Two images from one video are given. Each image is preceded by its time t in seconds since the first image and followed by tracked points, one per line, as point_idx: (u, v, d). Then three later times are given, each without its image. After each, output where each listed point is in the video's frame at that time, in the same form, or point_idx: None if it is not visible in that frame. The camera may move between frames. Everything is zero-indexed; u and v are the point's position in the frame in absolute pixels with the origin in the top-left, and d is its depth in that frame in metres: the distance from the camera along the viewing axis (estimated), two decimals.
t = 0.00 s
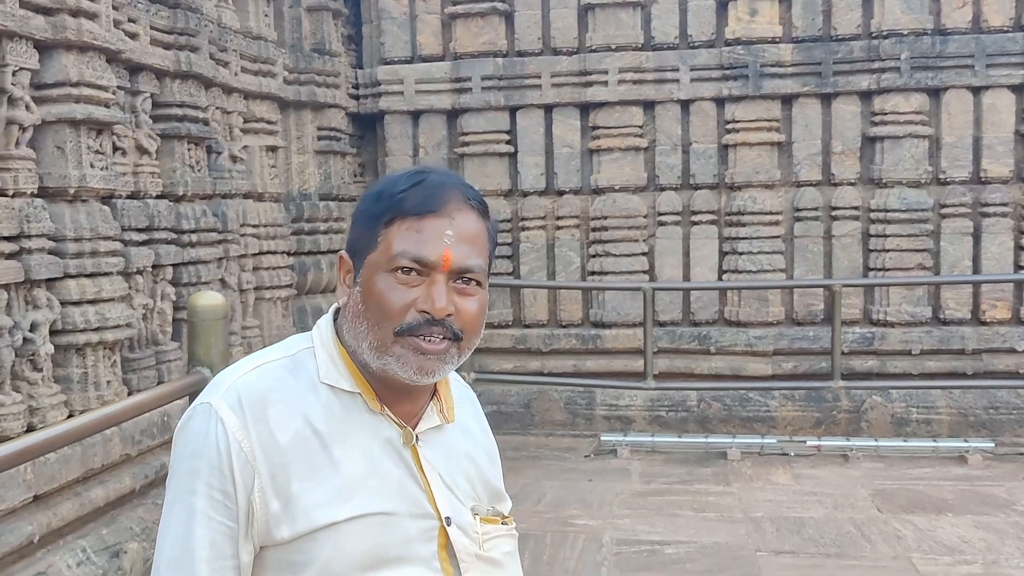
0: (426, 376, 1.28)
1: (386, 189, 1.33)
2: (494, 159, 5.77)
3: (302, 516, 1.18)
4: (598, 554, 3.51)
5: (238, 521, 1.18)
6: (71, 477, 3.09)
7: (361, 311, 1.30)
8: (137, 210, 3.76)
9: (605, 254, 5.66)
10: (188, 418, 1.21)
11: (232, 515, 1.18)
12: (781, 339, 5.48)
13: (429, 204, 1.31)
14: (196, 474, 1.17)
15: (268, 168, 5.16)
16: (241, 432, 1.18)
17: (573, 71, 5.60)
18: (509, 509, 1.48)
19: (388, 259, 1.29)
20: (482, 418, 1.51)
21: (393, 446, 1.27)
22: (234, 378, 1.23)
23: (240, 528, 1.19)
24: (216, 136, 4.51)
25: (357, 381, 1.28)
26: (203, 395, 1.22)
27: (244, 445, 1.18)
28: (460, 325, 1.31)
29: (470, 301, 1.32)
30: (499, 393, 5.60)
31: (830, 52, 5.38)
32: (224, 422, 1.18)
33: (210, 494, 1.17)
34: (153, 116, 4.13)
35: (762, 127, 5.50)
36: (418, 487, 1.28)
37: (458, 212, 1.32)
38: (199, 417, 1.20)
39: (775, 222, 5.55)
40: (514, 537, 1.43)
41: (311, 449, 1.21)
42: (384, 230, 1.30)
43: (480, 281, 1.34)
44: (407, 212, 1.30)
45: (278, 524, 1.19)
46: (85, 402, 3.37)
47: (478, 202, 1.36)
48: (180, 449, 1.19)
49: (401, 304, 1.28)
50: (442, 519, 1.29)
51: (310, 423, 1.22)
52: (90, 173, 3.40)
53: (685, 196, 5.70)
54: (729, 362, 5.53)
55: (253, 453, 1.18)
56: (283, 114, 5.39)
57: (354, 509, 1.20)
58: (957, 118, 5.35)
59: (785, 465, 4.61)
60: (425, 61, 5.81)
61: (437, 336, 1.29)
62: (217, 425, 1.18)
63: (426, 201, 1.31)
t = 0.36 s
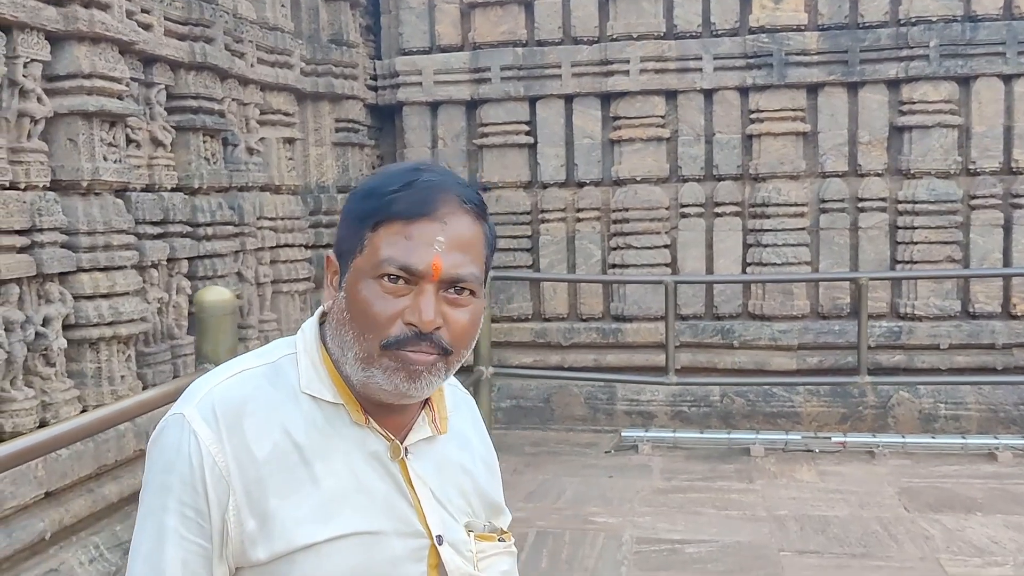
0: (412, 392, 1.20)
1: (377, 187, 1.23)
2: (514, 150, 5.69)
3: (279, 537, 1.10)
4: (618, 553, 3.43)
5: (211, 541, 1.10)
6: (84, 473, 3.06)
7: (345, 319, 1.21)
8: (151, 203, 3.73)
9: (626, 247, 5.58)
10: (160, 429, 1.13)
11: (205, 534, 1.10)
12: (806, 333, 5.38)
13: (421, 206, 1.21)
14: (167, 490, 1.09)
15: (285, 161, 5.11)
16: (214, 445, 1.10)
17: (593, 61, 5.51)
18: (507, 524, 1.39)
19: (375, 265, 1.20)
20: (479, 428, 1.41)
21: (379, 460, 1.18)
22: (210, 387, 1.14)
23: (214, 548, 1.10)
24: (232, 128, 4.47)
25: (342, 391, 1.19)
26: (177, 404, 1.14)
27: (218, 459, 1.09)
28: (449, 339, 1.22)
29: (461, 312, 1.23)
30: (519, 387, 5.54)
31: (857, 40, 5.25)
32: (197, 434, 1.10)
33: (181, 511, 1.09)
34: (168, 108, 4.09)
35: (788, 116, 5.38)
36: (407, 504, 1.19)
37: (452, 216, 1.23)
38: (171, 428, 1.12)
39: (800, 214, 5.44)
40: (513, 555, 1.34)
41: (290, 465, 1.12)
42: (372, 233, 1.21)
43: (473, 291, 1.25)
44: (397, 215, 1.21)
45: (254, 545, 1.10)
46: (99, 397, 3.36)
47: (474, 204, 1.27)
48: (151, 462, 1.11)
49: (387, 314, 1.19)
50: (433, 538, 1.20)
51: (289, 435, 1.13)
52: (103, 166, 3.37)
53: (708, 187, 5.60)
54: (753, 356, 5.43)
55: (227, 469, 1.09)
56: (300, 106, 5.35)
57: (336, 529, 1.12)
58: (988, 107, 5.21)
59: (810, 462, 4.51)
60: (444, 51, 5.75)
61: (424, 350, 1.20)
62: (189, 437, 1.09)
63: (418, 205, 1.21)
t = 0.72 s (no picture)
0: (413, 385, 1.16)
1: (363, 176, 1.20)
2: (538, 144, 5.63)
3: (272, 550, 1.05)
4: (642, 554, 3.37)
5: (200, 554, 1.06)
6: (103, 471, 3.07)
7: (339, 315, 1.18)
8: (172, 199, 3.72)
9: (652, 242, 5.50)
10: (148, 437, 1.09)
11: (194, 546, 1.06)
12: (835, 330, 5.28)
13: (410, 191, 1.18)
14: (154, 501, 1.05)
15: (308, 156, 5.09)
16: (204, 453, 1.06)
17: (619, 54, 5.43)
18: (517, 534, 1.35)
19: (367, 256, 1.17)
20: (486, 434, 1.37)
21: (379, 468, 1.14)
22: (200, 392, 1.10)
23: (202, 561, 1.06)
24: (254, 124, 4.46)
25: (338, 394, 1.16)
26: (165, 410, 1.10)
27: (207, 468, 1.05)
28: (449, 328, 1.18)
29: (461, 299, 1.20)
30: (543, 384, 5.48)
31: (889, 30, 5.14)
32: (185, 442, 1.06)
33: (169, 523, 1.05)
34: (190, 103, 4.08)
35: (817, 109, 5.28)
36: (409, 514, 1.15)
37: (443, 199, 1.20)
38: (158, 435, 1.08)
39: (830, 209, 5.34)
40: (520, 568, 1.30)
41: (284, 473, 1.08)
42: (361, 223, 1.18)
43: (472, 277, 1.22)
44: (385, 202, 1.17)
45: (245, 558, 1.06)
46: (119, 394, 3.36)
47: (466, 187, 1.24)
48: (138, 471, 1.07)
49: (382, 306, 1.15)
50: (436, 551, 1.16)
51: (283, 442, 1.09)
52: (123, 161, 3.36)
53: (736, 181, 5.51)
54: (783, 353, 5.35)
55: (217, 478, 1.06)
56: (323, 101, 5.32)
57: (332, 540, 1.07)
58: None
59: (839, 461, 4.42)
60: (468, 45, 5.70)
61: (424, 339, 1.16)
62: (177, 446, 1.06)
63: (406, 190, 1.18)
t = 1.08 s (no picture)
0: (440, 348, 1.15)
1: (366, 153, 1.21)
2: (564, 137, 5.60)
3: (284, 546, 1.04)
4: (668, 550, 3.34)
5: (211, 551, 1.05)
6: (128, 464, 3.11)
7: (356, 291, 1.16)
8: (198, 193, 3.73)
9: (680, 236, 5.45)
10: (158, 433, 1.08)
11: (204, 544, 1.04)
12: (866, 325, 5.21)
13: (417, 158, 1.19)
14: (164, 498, 1.04)
15: (334, 150, 5.09)
16: (213, 449, 1.04)
17: (646, 45, 5.38)
18: (535, 532, 1.32)
19: (382, 226, 1.16)
20: (502, 429, 1.35)
21: (394, 462, 1.12)
22: (210, 387, 1.09)
23: (213, 559, 1.05)
24: (280, 118, 4.46)
25: (352, 380, 1.14)
26: (176, 405, 1.09)
27: (217, 464, 1.04)
28: (471, 290, 1.18)
29: (478, 262, 1.20)
30: (568, 378, 5.45)
31: (921, 20, 5.05)
32: (195, 438, 1.05)
33: (179, 521, 1.04)
34: (215, 97, 4.09)
35: (848, 100, 5.20)
36: (424, 509, 1.13)
37: (450, 164, 1.21)
38: (168, 431, 1.07)
39: (860, 202, 5.26)
40: (539, 566, 1.28)
41: (296, 467, 1.06)
42: (372, 196, 1.18)
43: (484, 243, 1.22)
44: (394, 170, 1.18)
45: (257, 556, 1.04)
46: (145, 387, 3.38)
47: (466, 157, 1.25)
48: (149, 468, 1.06)
49: (404, 271, 1.14)
50: (453, 547, 1.14)
51: (295, 437, 1.07)
52: (148, 155, 3.37)
53: (765, 174, 5.44)
54: (812, 348, 5.28)
55: (227, 474, 1.04)
56: (348, 95, 5.32)
57: (345, 537, 1.06)
58: None
59: (869, 458, 4.36)
60: (493, 38, 5.67)
61: (448, 301, 1.16)
62: (187, 441, 1.04)
63: (413, 156, 1.19)
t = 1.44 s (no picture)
0: (445, 356, 1.15)
1: (382, 148, 1.18)
2: (583, 130, 5.58)
3: (292, 539, 1.04)
4: (687, 545, 3.32)
5: (219, 543, 1.05)
6: (149, 457, 3.14)
7: (365, 291, 1.16)
8: (217, 187, 3.75)
9: (699, 229, 5.41)
10: (168, 424, 1.08)
11: (213, 535, 1.05)
12: (888, 319, 5.16)
13: (432, 159, 1.16)
14: (173, 489, 1.04)
15: (352, 144, 5.10)
16: (223, 441, 1.05)
17: (665, 37, 5.35)
18: (546, 527, 1.32)
19: (392, 228, 1.15)
20: (514, 423, 1.35)
21: (403, 456, 1.12)
22: (220, 378, 1.09)
23: (222, 551, 1.05)
24: (298, 112, 4.47)
25: (362, 374, 1.14)
26: (186, 397, 1.09)
27: (226, 456, 1.04)
28: (480, 298, 1.17)
29: (489, 268, 1.18)
30: (587, 372, 5.44)
31: (945, 10, 4.98)
32: (204, 429, 1.05)
33: (188, 512, 1.04)
34: (234, 92, 4.10)
35: (870, 92, 5.14)
36: (433, 503, 1.13)
37: (467, 165, 1.18)
38: (178, 422, 1.07)
39: (882, 194, 5.21)
40: (549, 561, 1.27)
41: (305, 460, 1.06)
42: (385, 195, 1.16)
43: (498, 246, 1.21)
44: (408, 170, 1.16)
45: (266, 547, 1.05)
46: (165, 379, 3.41)
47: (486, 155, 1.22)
48: (159, 459, 1.07)
49: (411, 277, 1.14)
50: (462, 541, 1.14)
51: (304, 430, 1.07)
52: (168, 150, 3.38)
53: (786, 166, 5.40)
54: (833, 342, 5.24)
55: (236, 466, 1.04)
56: (367, 89, 5.32)
57: (353, 530, 1.06)
58: None
59: (891, 453, 4.32)
60: (512, 31, 5.66)
61: (454, 310, 1.15)
62: (196, 432, 1.05)
63: (429, 157, 1.16)
